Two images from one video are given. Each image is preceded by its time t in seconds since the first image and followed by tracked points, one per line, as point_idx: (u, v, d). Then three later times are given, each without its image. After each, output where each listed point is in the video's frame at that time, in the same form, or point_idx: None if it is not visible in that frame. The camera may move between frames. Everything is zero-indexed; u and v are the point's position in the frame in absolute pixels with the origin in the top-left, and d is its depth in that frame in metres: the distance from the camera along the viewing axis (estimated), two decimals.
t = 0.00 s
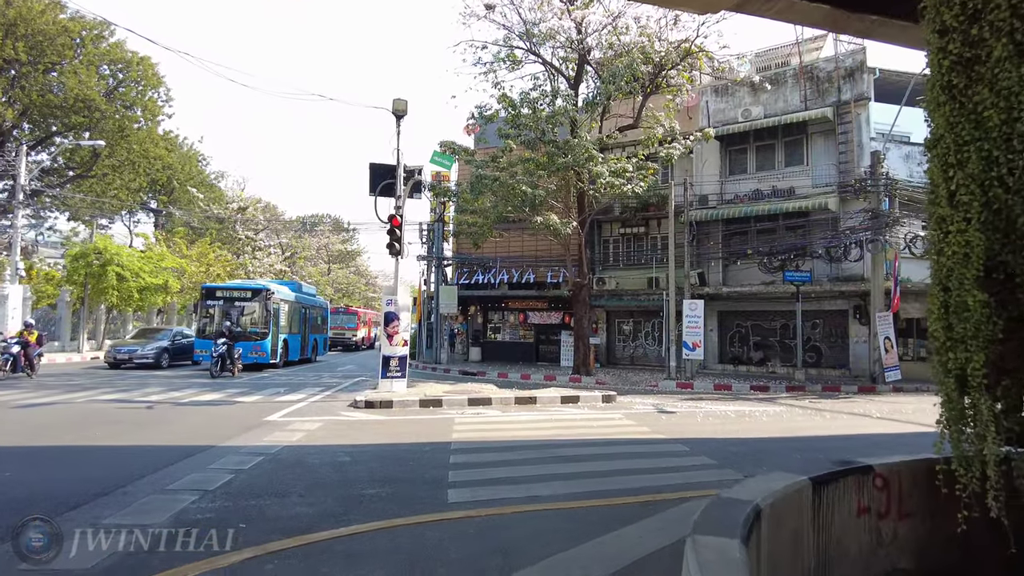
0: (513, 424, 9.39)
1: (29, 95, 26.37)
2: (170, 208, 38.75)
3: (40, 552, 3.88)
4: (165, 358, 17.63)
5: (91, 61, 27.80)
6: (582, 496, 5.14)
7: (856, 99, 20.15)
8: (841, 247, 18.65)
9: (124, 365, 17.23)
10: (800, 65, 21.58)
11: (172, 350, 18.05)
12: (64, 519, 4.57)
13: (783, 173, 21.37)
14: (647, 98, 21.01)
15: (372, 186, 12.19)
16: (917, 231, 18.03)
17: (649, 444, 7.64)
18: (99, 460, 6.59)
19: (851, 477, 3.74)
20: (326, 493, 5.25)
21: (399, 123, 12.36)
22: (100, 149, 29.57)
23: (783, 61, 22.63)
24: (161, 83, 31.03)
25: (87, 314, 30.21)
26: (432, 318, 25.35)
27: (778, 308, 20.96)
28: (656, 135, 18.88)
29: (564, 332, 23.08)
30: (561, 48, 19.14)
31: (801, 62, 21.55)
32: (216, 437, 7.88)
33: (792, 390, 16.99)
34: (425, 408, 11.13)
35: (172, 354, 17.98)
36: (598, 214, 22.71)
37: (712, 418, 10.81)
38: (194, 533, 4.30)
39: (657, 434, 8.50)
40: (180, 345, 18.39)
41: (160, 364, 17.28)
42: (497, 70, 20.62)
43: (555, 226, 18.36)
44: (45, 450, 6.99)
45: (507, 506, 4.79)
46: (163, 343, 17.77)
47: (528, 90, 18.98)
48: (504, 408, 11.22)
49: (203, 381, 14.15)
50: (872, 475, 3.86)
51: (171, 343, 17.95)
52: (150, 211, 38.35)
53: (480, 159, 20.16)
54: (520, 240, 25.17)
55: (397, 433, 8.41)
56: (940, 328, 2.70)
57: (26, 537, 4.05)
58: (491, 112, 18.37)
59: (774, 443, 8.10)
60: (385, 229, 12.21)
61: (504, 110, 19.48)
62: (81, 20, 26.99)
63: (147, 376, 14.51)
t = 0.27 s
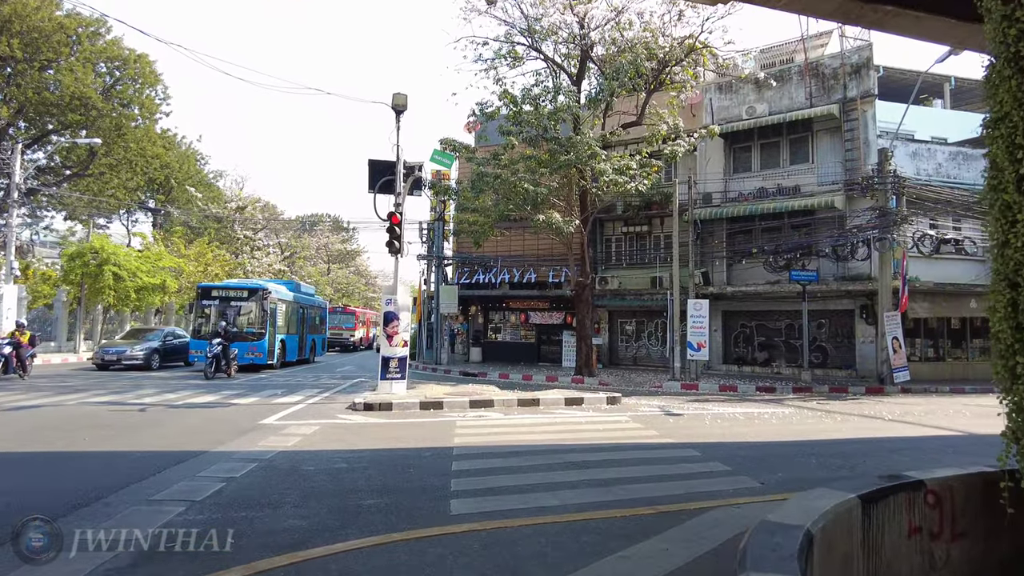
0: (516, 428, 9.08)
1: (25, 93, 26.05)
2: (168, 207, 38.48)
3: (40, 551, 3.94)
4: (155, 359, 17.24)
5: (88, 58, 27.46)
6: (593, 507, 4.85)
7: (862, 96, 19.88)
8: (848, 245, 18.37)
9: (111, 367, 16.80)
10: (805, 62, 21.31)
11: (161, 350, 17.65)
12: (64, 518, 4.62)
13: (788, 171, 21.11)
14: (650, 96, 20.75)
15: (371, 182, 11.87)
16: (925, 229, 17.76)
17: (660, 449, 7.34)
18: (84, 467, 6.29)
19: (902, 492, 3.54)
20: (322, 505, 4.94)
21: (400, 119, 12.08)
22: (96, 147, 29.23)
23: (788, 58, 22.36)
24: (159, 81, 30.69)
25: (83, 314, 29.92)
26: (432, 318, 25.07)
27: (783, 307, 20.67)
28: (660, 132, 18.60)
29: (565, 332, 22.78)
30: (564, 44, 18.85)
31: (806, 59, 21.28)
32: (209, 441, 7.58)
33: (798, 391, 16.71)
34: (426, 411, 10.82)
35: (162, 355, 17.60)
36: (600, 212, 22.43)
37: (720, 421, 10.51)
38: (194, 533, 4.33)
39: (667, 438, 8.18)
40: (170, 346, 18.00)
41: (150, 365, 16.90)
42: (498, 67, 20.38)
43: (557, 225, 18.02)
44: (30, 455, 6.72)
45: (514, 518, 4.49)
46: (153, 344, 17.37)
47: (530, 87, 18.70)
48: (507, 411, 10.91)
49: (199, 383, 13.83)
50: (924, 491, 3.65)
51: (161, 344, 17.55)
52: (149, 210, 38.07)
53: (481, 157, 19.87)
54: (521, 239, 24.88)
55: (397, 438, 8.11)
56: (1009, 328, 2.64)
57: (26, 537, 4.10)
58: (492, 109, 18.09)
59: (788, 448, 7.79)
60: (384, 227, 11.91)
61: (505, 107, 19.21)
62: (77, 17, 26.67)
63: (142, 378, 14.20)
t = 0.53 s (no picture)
0: (519, 433, 8.79)
1: (18, 93, 25.74)
2: (165, 208, 38.19)
3: (41, 551, 3.98)
4: (145, 362, 16.86)
5: (83, 58, 27.14)
6: (604, 520, 4.56)
7: (867, 93, 19.60)
8: (854, 244, 18.09)
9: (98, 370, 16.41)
10: (808, 59, 21.03)
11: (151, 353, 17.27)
12: (64, 520, 4.66)
13: (792, 170, 20.85)
14: (652, 93, 20.49)
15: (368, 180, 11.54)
16: (933, 228, 17.49)
17: (669, 455, 7.06)
18: (68, 477, 6.01)
19: (963, 514, 3.83)
20: (315, 519, 4.66)
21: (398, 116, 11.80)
22: (91, 148, 28.90)
23: (791, 55, 22.10)
24: (155, 80, 30.37)
25: (79, 316, 29.62)
26: (432, 320, 24.78)
27: (787, 308, 20.41)
28: (663, 129, 18.32)
29: (567, 333, 22.49)
30: (565, 40, 18.56)
31: (809, 56, 21.00)
32: (201, 448, 7.30)
33: (804, 392, 16.43)
34: (426, 415, 10.54)
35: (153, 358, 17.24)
36: (602, 212, 22.15)
37: (728, 424, 10.22)
38: (194, 533, 4.39)
39: (676, 443, 7.90)
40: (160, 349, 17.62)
41: (139, 369, 16.51)
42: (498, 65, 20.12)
43: (559, 224, 17.66)
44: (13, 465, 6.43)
45: (520, 535, 4.19)
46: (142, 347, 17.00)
47: (531, 84, 18.42)
48: (510, 415, 10.61)
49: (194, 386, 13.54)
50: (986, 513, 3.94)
51: (150, 346, 17.16)
52: (146, 211, 37.78)
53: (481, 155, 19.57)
54: (522, 239, 24.59)
55: (396, 444, 7.80)
56: None
57: (26, 538, 4.15)
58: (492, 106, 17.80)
59: (803, 453, 7.49)
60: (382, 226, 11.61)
61: (506, 105, 18.94)
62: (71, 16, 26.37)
63: (135, 382, 13.89)
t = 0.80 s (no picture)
0: (522, 435, 8.50)
1: (13, 90, 25.44)
2: (163, 208, 37.91)
3: (41, 551, 3.93)
4: (135, 364, 16.58)
5: (78, 55, 26.83)
6: (618, 531, 4.28)
7: (873, 88, 19.34)
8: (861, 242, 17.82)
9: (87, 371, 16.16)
10: (813, 54, 20.76)
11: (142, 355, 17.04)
12: (64, 520, 4.61)
13: (797, 166, 20.58)
14: (655, 89, 20.23)
15: (367, 176, 11.27)
16: (941, 224, 17.21)
17: (681, 459, 6.77)
18: (52, 482, 5.74)
19: None
20: (309, 530, 4.37)
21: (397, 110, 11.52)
22: (87, 146, 28.58)
23: (795, 51, 21.86)
24: (152, 78, 30.05)
25: (76, 317, 29.34)
26: (433, 319, 24.52)
27: (792, 306, 20.17)
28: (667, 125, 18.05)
29: (569, 333, 22.23)
30: (567, 35, 18.26)
31: (814, 51, 20.74)
32: (193, 453, 7.02)
33: (811, 392, 16.17)
34: (427, 416, 10.26)
35: (144, 359, 16.97)
36: (604, 210, 21.89)
37: (738, 425, 9.93)
38: (194, 533, 4.36)
39: (686, 446, 7.60)
40: (152, 349, 17.36)
41: (128, 369, 16.18)
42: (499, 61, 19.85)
43: (561, 222, 17.32)
44: None
45: (530, 546, 3.92)
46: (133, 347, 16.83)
47: (532, 80, 18.16)
48: (512, 416, 10.32)
49: (190, 388, 13.24)
50: None
51: (139, 347, 16.81)
52: (144, 210, 37.51)
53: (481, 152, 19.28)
54: (523, 238, 24.31)
55: (395, 447, 7.50)
56: None
57: (25, 538, 4.07)
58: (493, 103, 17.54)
59: (819, 456, 7.20)
60: (381, 223, 11.31)
61: (507, 102, 18.67)
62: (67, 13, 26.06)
63: (130, 383, 13.60)
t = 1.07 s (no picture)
0: (525, 441, 8.18)
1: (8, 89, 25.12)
2: (160, 208, 37.59)
3: (41, 551, 4.01)
4: (124, 366, 16.27)
5: (74, 54, 26.51)
6: (632, 550, 3.99)
7: (880, 86, 19.05)
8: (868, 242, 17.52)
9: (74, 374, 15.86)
10: (819, 52, 20.47)
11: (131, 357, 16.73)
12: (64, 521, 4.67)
13: (802, 166, 20.28)
14: (658, 87, 19.95)
15: (366, 174, 10.97)
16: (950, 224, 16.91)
17: (692, 467, 6.47)
18: (35, 491, 5.50)
19: None
20: (299, 550, 4.07)
21: (396, 106, 11.21)
22: (84, 146, 28.26)
23: (800, 49, 21.58)
24: (149, 77, 29.72)
25: (72, 318, 29.03)
26: (433, 321, 24.22)
27: (797, 308, 19.90)
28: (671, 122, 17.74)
29: (571, 334, 21.92)
30: (570, 31, 17.94)
31: (820, 49, 20.44)
32: (183, 461, 6.73)
33: (818, 395, 15.89)
34: (426, 421, 9.94)
35: (133, 362, 16.66)
36: (606, 209, 21.60)
37: (748, 430, 9.61)
38: (194, 533, 4.41)
39: (698, 454, 7.28)
40: (142, 351, 17.06)
41: (116, 372, 15.85)
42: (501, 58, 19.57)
43: (564, 221, 16.96)
44: None
45: (539, 569, 3.61)
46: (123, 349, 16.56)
47: (534, 77, 17.86)
48: (515, 421, 9.99)
49: (184, 391, 12.94)
50: None
51: (129, 348, 16.48)
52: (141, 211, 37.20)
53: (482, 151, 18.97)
54: (524, 238, 24.00)
55: (393, 455, 7.17)
56: None
57: (26, 538, 4.17)
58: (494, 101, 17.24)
59: (837, 464, 6.88)
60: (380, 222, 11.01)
61: (508, 100, 18.39)
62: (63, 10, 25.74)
63: (123, 386, 13.30)
